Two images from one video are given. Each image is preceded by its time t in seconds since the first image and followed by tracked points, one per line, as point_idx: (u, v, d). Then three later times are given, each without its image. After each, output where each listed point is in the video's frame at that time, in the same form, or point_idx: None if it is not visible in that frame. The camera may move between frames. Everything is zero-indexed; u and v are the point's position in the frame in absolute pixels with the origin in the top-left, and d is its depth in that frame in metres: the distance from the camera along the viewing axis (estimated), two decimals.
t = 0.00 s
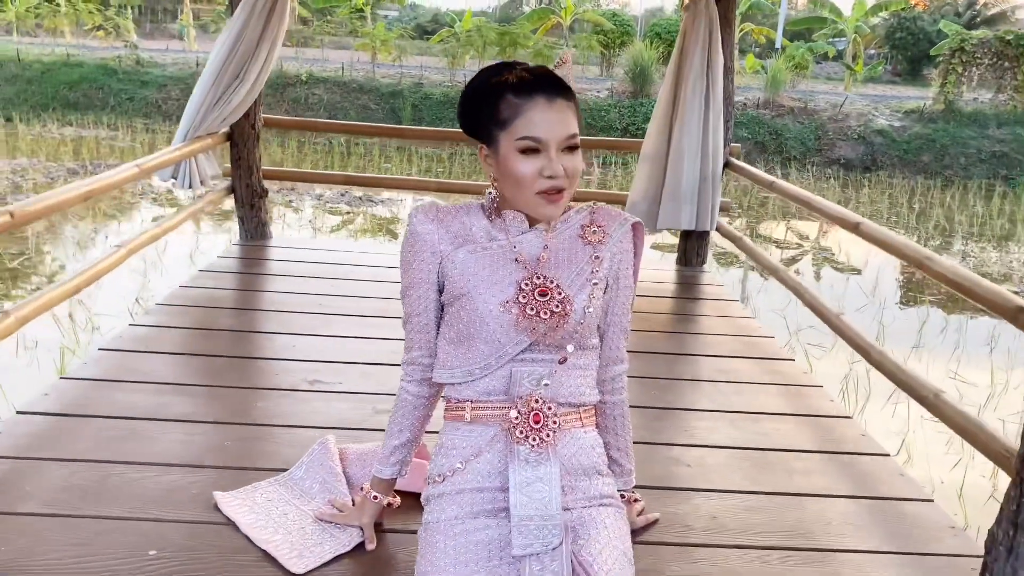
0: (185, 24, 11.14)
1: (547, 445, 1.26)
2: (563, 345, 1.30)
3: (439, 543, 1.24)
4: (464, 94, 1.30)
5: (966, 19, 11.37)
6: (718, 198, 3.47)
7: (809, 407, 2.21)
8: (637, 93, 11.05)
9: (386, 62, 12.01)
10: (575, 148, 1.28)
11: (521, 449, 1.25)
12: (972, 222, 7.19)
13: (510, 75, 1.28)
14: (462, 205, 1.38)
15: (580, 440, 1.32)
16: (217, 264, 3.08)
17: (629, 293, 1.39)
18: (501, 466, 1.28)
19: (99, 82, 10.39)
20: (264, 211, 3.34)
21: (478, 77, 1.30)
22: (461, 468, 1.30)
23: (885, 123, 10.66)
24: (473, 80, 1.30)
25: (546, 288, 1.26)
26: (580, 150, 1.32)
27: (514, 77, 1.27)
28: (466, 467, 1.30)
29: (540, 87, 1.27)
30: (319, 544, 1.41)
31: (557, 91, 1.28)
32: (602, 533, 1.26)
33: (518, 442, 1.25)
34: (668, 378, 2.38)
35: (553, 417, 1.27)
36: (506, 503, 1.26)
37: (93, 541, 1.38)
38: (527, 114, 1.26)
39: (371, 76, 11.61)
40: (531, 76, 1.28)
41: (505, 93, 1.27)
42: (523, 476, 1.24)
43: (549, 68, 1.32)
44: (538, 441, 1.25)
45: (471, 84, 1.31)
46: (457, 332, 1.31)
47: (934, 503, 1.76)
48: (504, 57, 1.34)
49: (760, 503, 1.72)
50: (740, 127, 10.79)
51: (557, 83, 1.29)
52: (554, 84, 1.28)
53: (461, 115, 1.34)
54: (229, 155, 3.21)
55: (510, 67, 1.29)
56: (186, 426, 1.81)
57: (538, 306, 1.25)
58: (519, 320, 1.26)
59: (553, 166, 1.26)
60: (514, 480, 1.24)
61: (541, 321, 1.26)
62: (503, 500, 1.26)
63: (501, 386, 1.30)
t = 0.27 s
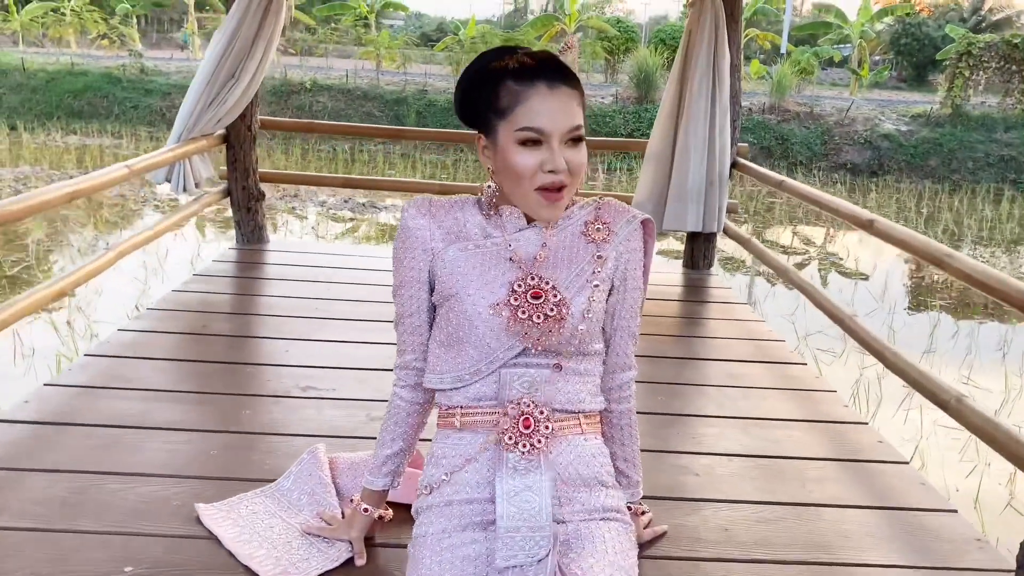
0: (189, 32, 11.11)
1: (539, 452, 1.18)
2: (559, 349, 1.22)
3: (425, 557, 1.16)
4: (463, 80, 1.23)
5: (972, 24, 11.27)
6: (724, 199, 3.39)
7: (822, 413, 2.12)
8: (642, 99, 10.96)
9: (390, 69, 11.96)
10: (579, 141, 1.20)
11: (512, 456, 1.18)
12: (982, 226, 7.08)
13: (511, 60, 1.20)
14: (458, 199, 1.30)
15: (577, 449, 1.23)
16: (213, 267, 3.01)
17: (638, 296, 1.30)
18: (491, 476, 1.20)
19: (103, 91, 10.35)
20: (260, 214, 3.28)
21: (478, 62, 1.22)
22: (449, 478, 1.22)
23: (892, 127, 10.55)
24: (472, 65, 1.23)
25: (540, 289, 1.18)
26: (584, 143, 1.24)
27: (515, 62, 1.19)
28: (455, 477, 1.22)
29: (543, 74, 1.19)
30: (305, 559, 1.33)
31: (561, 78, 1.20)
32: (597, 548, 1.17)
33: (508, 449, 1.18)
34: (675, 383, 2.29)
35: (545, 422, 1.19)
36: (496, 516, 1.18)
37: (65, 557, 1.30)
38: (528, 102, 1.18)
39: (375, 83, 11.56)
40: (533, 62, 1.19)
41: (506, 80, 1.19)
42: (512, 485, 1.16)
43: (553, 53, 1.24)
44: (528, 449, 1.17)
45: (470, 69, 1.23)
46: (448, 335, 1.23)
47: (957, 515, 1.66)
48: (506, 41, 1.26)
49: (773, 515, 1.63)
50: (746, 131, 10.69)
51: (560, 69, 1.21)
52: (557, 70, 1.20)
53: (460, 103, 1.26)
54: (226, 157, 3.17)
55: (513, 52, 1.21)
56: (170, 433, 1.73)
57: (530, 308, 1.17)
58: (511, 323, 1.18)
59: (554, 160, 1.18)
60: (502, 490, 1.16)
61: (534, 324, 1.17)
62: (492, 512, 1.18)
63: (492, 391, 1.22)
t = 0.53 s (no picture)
0: (188, 55, 11.16)
1: (537, 476, 1.12)
2: (559, 367, 1.16)
3: None
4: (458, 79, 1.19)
5: (969, 38, 11.27)
6: (727, 212, 3.35)
7: (832, 429, 2.06)
8: (641, 115, 10.96)
9: (390, 89, 11.98)
10: (570, 145, 1.15)
11: (509, 481, 1.12)
12: (985, 239, 7.04)
13: (507, 59, 1.15)
14: (452, 209, 1.25)
15: (577, 473, 1.16)
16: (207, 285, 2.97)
17: (640, 309, 1.24)
18: (486, 501, 1.14)
19: (104, 113, 10.37)
20: (256, 232, 3.25)
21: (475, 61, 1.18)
22: (443, 504, 1.16)
23: (892, 142, 10.54)
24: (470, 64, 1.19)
25: (538, 306, 1.12)
26: (579, 148, 1.18)
27: (510, 62, 1.15)
28: (449, 503, 1.16)
29: (536, 74, 1.14)
30: None
31: (556, 81, 1.15)
32: None
33: (504, 473, 1.12)
34: (680, 400, 2.23)
35: (544, 443, 1.14)
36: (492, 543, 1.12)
37: None
38: (517, 102, 1.13)
39: (375, 103, 11.58)
40: (528, 63, 1.15)
41: (497, 79, 1.15)
42: (508, 512, 1.10)
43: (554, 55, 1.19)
44: (526, 472, 1.11)
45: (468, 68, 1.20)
46: (442, 354, 1.18)
47: (977, 533, 1.59)
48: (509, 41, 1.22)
49: (784, 535, 1.57)
50: (746, 147, 10.68)
51: (556, 71, 1.16)
52: (553, 71, 1.15)
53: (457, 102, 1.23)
54: (221, 175, 3.15)
55: (510, 52, 1.17)
56: (159, 455, 1.68)
57: (528, 326, 1.11)
58: (507, 341, 1.12)
59: (540, 163, 1.13)
60: (498, 515, 1.10)
61: (531, 343, 1.11)
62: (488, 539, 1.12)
63: (487, 411, 1.16)
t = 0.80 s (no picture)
0: (188, 77, 11.20)
1: (549, 492, 1.08)
2: (566, 379, 1.12)
3: None
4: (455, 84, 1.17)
5: (966, 53, 11.31)
6: (728, 225, 3.33)
7: (839, 442, 2.02)
8: (640, 132, 10.97)
9: (389, 109, 12.02)
10: (563, 155, 1.12)
11: (520, 498, 1.07)
12: (986, 252, 7.02)
13: (505, 66, 1.13)
14: (449, 220, 1.21)
15: (587, 487, 1.12)
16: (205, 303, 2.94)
17: (640, 317, 1.22)
18: (496, 519, 1.09)
19: (104, 135, 10.41)
20: (254, 249, 3.24)
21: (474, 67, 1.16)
22: (449, 524, 1.10)
23: (891, 156, 10.55)
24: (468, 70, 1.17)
25: (545, 317, 1.08)
26: (575, 158, 1.16)
27: (506, 68, 1.12)
28: (456, 523, 1.10)
29: (531, 83, 1.12)
30: None
31: (552, 89, 1.12)
32: None
33: (515, 489, 1.07)
34: (684, 414, 2.19)
35: (555, 459, 1.09)
36: (504, 563, 1.07)
37: None
38: (511, 111, 1.11)
39: (375, 122, 11.61)
40: (525, 69, 1.12)
41: (492, 87, 1.12)
42: (520, 530, 1.06)
43: (554, 62, 1.16)
44: (538, 489, 1.07)
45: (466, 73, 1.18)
46: (445, 369, 1.13)
47: (991, 548, 1.55)
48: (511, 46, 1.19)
49: (793, 552, 1.53)
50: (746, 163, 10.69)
51: (553, 78, 1.13)
52: (549, 79, 1.12)
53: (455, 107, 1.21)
54: (219, 193, 3.14)
55: (509, 58, 1.15)
56: (153, 475, 1.64)
57: (535, 338, 1.07)
58: (515, 354, 1.08)
59: (531, 173, 1.11)
60: (511, 535, 1.06)
61: (540, 356, 1.07)
62: (500, 559, 1.07)
63: (494, 426, 1.11)
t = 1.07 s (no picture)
0: (188, 99, 11.24)
1: (550, 508, 1.06)
2: (565, 391, 1.10)
3: None
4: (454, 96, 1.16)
5: (961, 71, 11.38)
6: (728, 240, 3.32)
7: (844, 457, 2.00)
8: (638, 150, 10.98)
9: (389, 129, 12.06)
10: (566, 168, 1.11)
11: (520, 513, 1.05)
12: (986, 267, 7.01)
13: (505, 78, 1.11)
14: (445, 232, 1.20)
15: (588, 502, 1.09)
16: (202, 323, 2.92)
17: (640, 328, 1.20)
18: (496, 535, 1.06)
19: (104, 157, 10.43)
20: (252, 267, 3.24)
21: (471, 79, 1.15)
22: (448, 541, 1.07)
23: (889, 172, 10.58)
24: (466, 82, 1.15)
25: (544, 329, 1.07)
26: (575, 171, 1.14)
27: (508, 79, 1.11)
28: (455, 539, 1.07)
29: (533, 95, 1.10)
30: None
31: (552, 101, 1.11)
32: None
33: (515, 505, 1.05)
34: (687, 430, 2.17)
35: (555, 473, 1.07)
36: None
37: None
38: (513, 123, 1.09)
39: (374, 143, 11.65)
40: (527, 80, 1.11)
41: (493, 98, 1.11)
42: (522, 545, 1.03)
43: (553, 74, 1.15)
44: (539, 503, 1.05)
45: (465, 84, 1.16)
46: (443, 383, 1.11)
47: (1000, 563, 1.52)
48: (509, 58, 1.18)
49: (798, 568, 1.50)
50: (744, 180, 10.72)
51: (553, 90, 1.11)
52: (549, 91, 1.11)
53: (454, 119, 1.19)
54: (217, 212, 3.13)
55: (508, 70, 1.13)
56: (147, 495, 1.61)
57: (535, 351, 1.06)
58: (515, 367, 1.06)
59: (535, 188, 1.09)
60: (511, 551, 1.03)
61: (541, 369, 1.06)
62: None
63: (493, 441, 1.09)
